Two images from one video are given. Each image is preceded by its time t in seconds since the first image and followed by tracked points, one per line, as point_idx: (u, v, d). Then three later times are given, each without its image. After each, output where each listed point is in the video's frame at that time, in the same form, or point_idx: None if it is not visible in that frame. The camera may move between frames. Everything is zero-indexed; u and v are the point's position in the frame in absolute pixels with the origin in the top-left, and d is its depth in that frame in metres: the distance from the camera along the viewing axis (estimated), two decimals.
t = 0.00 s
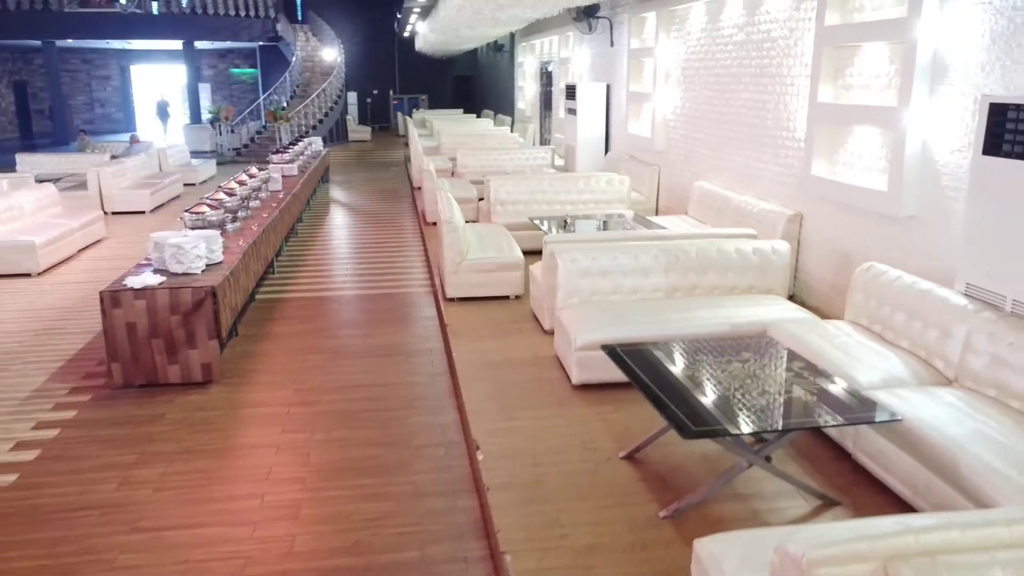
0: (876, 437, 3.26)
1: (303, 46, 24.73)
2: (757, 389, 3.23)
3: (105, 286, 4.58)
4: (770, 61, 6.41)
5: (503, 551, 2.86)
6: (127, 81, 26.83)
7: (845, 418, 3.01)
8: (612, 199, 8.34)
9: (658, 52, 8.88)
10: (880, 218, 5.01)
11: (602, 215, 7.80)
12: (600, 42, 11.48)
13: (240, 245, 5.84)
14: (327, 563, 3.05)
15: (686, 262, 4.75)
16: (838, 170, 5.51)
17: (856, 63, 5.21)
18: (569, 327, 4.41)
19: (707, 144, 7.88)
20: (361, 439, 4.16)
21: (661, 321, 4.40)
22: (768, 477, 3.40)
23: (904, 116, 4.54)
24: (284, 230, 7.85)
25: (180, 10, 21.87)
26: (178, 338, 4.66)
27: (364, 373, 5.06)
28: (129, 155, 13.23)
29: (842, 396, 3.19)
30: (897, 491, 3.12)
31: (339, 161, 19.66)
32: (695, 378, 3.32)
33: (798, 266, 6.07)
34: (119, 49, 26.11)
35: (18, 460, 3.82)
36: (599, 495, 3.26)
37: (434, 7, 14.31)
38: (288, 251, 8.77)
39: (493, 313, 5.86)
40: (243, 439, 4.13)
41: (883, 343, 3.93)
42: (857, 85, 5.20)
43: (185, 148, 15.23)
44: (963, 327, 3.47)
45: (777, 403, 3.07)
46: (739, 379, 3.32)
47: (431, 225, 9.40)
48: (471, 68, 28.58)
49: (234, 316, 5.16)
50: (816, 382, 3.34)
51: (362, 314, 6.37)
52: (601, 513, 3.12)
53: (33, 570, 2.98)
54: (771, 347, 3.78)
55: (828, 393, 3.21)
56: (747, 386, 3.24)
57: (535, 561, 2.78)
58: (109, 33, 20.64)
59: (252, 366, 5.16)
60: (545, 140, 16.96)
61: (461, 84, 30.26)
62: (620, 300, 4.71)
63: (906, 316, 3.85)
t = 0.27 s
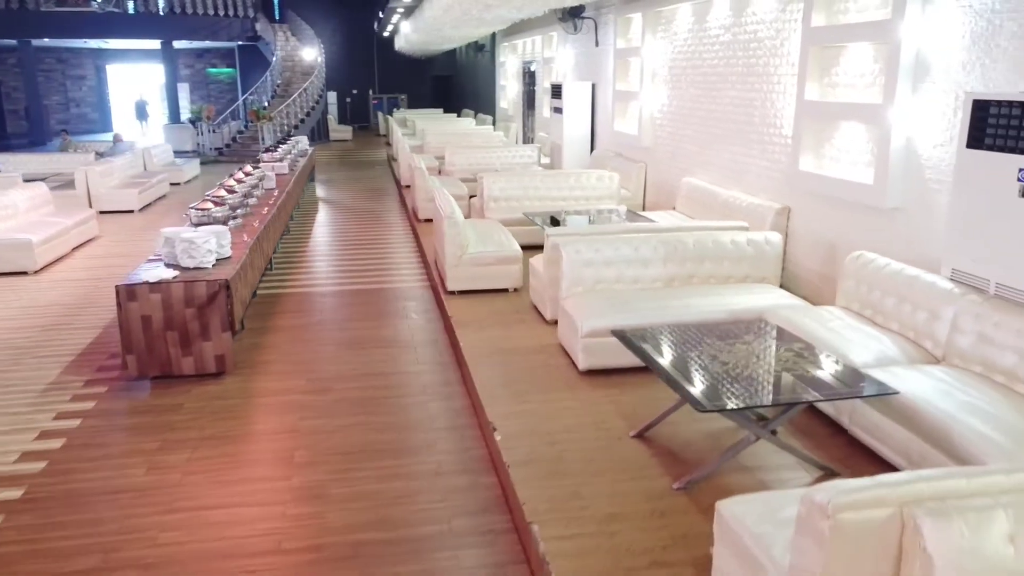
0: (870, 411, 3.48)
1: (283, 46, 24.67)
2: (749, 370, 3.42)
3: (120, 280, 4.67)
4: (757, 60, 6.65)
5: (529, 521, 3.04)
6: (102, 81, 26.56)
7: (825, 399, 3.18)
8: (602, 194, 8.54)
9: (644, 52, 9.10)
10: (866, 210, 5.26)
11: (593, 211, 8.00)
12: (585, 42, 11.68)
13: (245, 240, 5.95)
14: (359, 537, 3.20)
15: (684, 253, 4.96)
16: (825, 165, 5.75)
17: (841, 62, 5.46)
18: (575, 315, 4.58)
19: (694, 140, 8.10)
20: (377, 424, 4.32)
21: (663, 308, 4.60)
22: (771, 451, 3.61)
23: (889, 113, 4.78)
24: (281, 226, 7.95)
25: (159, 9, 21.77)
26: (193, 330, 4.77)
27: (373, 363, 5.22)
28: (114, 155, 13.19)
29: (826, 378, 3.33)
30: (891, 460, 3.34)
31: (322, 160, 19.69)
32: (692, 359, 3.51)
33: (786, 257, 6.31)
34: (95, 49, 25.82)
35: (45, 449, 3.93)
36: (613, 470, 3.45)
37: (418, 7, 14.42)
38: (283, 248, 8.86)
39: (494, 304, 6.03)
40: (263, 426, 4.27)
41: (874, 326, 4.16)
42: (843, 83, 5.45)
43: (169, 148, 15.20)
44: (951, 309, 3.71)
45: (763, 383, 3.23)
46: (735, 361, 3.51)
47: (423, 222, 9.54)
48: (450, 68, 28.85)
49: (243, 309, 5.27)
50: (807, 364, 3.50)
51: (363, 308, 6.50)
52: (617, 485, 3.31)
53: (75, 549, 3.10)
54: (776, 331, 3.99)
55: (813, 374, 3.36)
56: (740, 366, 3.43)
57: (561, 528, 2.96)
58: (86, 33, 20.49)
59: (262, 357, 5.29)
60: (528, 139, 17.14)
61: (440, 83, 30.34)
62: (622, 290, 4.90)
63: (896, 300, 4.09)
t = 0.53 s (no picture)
0: (862, 390, 3.69)
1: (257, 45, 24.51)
2: (740, 354, 3.59)
3: (128, 275, 4.74)
4: (740, 60, 6.86)
5: (546, 495, 3.20)
6: (72, 81, 26.18)
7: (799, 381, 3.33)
8: (589, 190, 8.73)
9: (626, 52, 9.29)
10: (849, 203, 5.49)
11: (581, 206, 8.19)
12: (565, 42, 11.85)
13: (245, 236, 6.02)
14: (384, 515, 3.35)
15: (677, 245, 5.15)
16: (807, 160, 5.99)
17: (824, 62, 5.70)
18: (574, 305, 4.73)
19: (677, 138, 8.32)
20: (387, 412, 4.44)
21: (659, 298, 4.79)
22: (769, 429, 3.80)
23: (871, 110, 5.02)
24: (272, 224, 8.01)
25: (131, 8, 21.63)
26: (200, 324, 4.86)
27: (375, 355, 5.34)
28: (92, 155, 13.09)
29: (808, 363, 3.46)
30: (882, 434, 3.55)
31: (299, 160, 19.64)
32: (687, 344, 3.70)
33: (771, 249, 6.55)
34: (63, 48, 25.39)
35: (62, 440, 4.00)
36: (622, 448, 3.63)
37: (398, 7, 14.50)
38: (272, 246, 8.91)
39: (491, 297, 6.18)
40: (276, 416, 4.38)
41: (861, 312, 4.39)
42: (825, 81, 5.69)
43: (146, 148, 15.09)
44: (933, 294, 3.94)
45: (745, 365, 3.40)
46: (727, 345, 3.69)
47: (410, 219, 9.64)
48: (424, 68, 28.87)
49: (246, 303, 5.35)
50: (796, 347, 3.68)
51: (359, 303, 6.61)
52: (627, 463, 3.48)
53: (106, 532, 3.20)
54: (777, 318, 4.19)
55: (797, 359, 3.50)
56: (732, 350, 3.61)
57: (578, 502, 3.12)
58: (57, 31, 20.31)
59: (266, 351, 5.39)
60: (507, 138, 17.28)
61: (415, 83, 30.35)
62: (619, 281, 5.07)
63: (881, 287, 4.32)
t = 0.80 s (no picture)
0: (856, 370, 3.91)
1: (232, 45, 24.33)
2: (733, 339, 3.79)
3: (139, 270, 4.82)
4: (725, 60, 7.09)
5: (565, 471, 3.37)
6: (42, 81, 25.77)
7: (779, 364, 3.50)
8: (576, 187, 8.92)
9: (610, 51, 9.47)
10: (834, 196, 5.73)
11: (570, 202, 8.37)
12: (548, 41, 12.01)
13: (246, 232, 6.10)
14: (409, 495, 3.49)
15: (674, 237, 5.34)
16: (792, 156, 6.22)
17: (808, 61, 5.94)
18: (577, 295, 4.90)
19: (662, 135, 8.53)
20: (399, 400, 4.58)
21: (658, 288, 4.97)
22: (768, 409, 4.01)
23: (855, 107, 5.25)
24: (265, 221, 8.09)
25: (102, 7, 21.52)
26: (211, 318, 4.95)
27: (380, 347, 5.47)
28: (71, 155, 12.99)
29: (794, 349, 3.61)
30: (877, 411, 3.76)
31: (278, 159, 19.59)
32: (683, 328, 3.92)
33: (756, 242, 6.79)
34: (31, 47, 24.98)
35: (83, 432, 4.09)
36: (632, 428, 3.81)
37: (379, 6, 14.56)
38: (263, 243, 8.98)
39: (488, 290, 6.34)
40: (290, 406, 4.50)
41: (850, 297, 4.63)
42: (810, 80, 5.93)
43: (125, 147, 14.98)
44: (921, 280, 4.19)
45: (733, 350, 3.59)
46: (725, 331, 3.89)
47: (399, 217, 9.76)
48: (399, 67, 28.87)
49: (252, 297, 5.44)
50: (788, 333, 3.86)
51: (357, 298, 6.72)
52: (638, 441, 3.67)
53: (142, 516, 3.32)
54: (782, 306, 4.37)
55: (784, 345, 3.66)
56: (725, 335, 3.81)
57: (596, 477, 3.30)
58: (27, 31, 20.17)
59: (272, 344, 5.49)
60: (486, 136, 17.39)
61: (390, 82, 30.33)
62: (618, 272, 5.26)
63: (870, 274, 4.55)
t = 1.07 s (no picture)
0: (868, 356, 4.07)
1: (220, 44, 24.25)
2: (737, 328, 3.94)
3: (163, 265, 4.91)
4: (725, 60, 7.23)
5: (595, 454, 3.51)
6: (27, 80, 25.52)
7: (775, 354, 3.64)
8: (576, 184, 9.05)
9: (608, 51, 9.59)
10: (834, 191, 5.89)
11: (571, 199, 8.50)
12: (543, 41, 12.12)
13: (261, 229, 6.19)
14: (442, 479, 3.62)
15: (683, 232, 5.48)
16: (793, 153, 6.39)
17: (809, 61, 6.11)
18: (592, 288, 5.03)
19: (660, 134, 8.67)
20: (422, 391, 4.70)
21: (670, 281, 5.12)
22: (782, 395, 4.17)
23: (857, 105, 5.42)
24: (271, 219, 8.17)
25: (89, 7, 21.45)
26: (233, 312, 5.04)
27: (396, 341, 5.59)
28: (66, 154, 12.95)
29: (792, 340, 3.74)
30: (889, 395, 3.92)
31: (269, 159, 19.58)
32: (692, 316, 4.10)
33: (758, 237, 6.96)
34: (15, 47, 24.76)
35: (116, 423, 4.18)
36: (654, 414, 3.96)
37: (373, 6, 14.61)
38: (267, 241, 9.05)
39: (498, 285, 6.46)
40: (315, 397, 4.60)
41: (856, 288, 4.80)
42: (811, 79, 6.09)
43: (118, 147, 14.94)
44: (926, 271, 4.37)
45: (737, 338, 3.75)
46: (734, 321, 4.05)
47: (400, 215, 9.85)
48: (388, 67, 28.87)
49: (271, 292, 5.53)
50: (793, 324, 3.99)
51: (368, 293, 6.82)
52: (661, 425, 3.81)
53: (186, 501, 3.42)
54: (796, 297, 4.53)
55: (784, 336, 3.79)
56: (731, 324, 3.98)
57: (626, 458, 3.44)
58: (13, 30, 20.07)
59: (290, 338, 5.58)
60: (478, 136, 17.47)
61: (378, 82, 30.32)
62: (630, 265, 5.39)
63: (876, 265, 4.72)
